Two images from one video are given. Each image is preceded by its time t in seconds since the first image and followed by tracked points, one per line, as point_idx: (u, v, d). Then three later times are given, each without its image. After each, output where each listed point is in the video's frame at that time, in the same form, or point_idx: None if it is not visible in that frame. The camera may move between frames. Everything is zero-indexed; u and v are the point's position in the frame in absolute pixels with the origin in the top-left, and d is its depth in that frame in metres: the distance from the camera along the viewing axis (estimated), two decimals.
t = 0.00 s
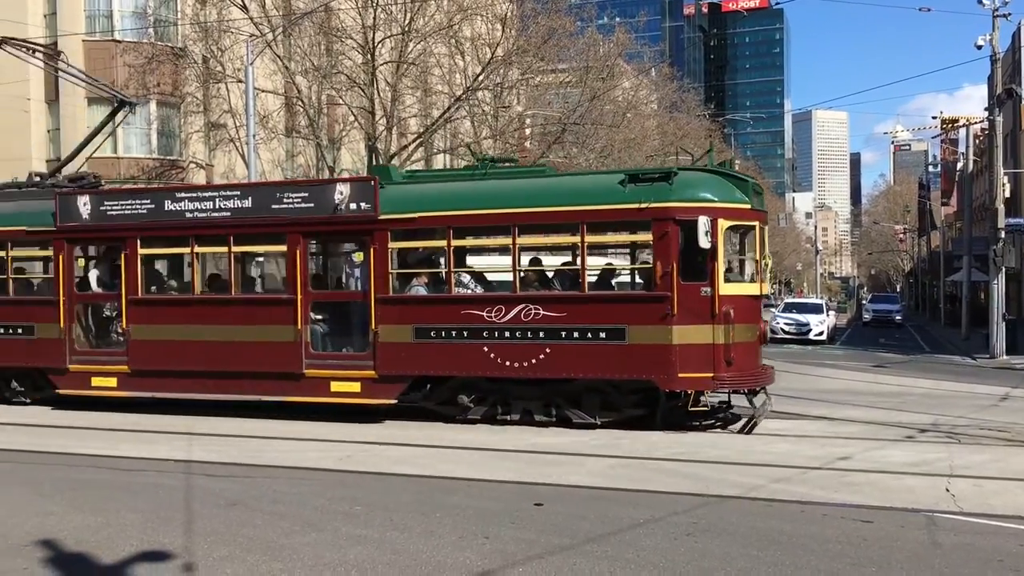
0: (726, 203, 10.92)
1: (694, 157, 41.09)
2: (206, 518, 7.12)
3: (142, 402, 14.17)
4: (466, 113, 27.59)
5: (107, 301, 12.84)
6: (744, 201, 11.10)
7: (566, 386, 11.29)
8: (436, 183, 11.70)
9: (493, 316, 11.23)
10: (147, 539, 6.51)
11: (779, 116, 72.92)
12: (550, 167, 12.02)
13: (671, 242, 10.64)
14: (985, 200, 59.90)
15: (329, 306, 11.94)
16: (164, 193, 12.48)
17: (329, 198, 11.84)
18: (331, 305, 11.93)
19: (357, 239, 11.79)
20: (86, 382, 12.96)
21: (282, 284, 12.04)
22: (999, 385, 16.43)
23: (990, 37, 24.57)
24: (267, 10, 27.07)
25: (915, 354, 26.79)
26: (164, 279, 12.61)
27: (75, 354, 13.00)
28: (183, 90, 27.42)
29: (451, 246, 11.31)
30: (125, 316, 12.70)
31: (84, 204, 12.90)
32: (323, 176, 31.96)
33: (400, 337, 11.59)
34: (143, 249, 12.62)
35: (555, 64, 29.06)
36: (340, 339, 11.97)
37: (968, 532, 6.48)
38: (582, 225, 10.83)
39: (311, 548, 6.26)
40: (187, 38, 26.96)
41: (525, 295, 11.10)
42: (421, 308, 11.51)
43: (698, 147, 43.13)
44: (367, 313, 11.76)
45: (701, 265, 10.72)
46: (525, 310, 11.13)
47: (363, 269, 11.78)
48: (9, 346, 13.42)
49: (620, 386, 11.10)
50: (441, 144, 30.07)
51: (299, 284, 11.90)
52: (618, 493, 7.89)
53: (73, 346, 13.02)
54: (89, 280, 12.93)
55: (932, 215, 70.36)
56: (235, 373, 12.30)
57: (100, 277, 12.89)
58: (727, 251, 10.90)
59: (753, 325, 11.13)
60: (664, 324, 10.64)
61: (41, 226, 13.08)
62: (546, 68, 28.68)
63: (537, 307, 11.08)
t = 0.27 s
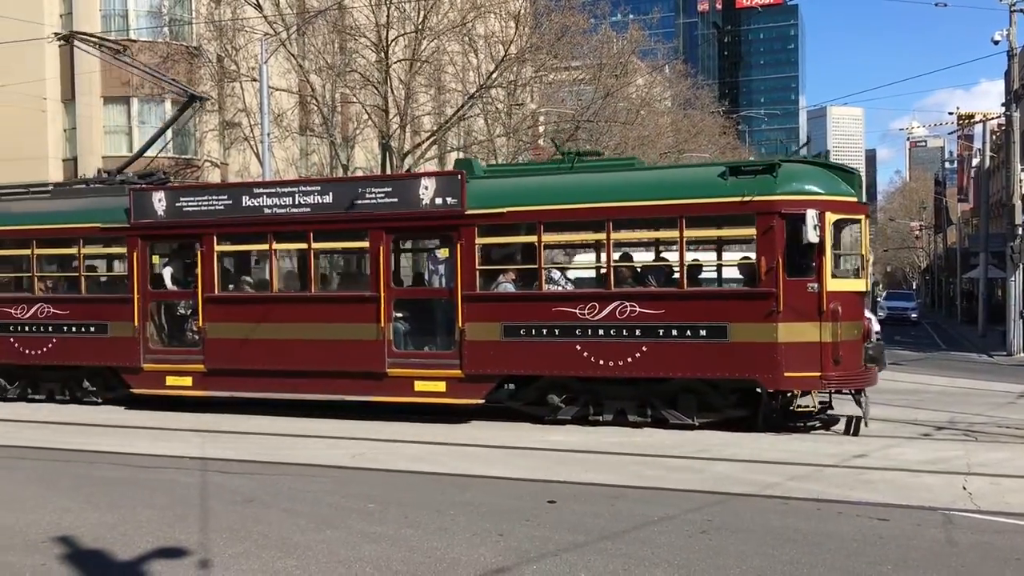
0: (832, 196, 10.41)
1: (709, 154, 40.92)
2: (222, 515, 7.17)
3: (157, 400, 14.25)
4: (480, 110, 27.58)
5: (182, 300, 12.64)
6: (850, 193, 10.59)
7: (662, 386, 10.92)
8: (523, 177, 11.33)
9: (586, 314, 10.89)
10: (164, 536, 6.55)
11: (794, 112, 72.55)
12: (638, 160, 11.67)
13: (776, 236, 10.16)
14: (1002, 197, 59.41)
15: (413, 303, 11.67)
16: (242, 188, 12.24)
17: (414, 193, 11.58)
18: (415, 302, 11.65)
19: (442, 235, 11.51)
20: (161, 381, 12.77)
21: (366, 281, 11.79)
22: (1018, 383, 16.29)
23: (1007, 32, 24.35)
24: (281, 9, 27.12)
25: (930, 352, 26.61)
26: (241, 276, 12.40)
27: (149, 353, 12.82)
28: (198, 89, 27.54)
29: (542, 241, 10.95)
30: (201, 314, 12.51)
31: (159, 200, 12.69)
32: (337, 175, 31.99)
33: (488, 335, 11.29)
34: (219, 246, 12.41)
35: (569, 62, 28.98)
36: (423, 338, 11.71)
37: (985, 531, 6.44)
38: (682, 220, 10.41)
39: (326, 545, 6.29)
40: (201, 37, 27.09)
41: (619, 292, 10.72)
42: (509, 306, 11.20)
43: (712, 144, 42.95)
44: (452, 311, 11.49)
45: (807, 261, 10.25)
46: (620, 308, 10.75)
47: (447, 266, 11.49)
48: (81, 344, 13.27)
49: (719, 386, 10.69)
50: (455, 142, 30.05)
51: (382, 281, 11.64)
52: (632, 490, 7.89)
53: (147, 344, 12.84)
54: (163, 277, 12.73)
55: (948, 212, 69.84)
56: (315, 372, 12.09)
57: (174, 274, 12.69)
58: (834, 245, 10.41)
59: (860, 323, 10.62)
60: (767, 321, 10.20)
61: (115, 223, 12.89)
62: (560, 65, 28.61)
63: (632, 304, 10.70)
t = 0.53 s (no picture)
0: (945, 187, 9.97)
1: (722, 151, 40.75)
2: (237, 511, 7.20)
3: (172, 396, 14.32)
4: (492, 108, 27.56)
5: (256, 296, 12.49)
6: (964, 184, 10.13)
7: (763, 387, 10.51)
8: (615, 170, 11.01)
9: (684, 311, 10.52)
10: (179, 532, 6.58)
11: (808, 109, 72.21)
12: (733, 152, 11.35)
13: (890, 229, 9.73)
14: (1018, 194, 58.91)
15: (497, 299, 11.41)
16: (321, 184, 12.05)
17: (500, 187, 11.27)
18: (500, 299, 11.38)
19: (529, 230, 11.22)
20: (234, 380, 12.60)
21: (452, 278, 11.52)
22: None
23: None
24: (294, 7, 27.17)
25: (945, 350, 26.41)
26: (319, 273, 12.22)
27: (224, 351, 12.66)
28: (212, 87, 27.68)
29: (635, 236, 10.64)
30: (280, 311, 12.30)
31: (236, 195, 12.52)
32: (350, 172, 32.06)
33: (579, 333, 10.97)
34: (297, 242, 12.23)
35: (582, 59, 28.91)
36: (507, 336, 11.44)
37: (1002, 529, 6.39)
38: (785, 214, 10.02)
39: (340, 542, 6.30)
40: (216, 36, 27.18)
41: (719, 289, 10.33)
42: (601, 303, 10.89)
43: (726, 141, 42.78)
44: (538, 308, 11.21)
45: (921, 255, 9.83)
46: (720, 305, 10.37)
47: (536, 262, 11.22)
48: (154, 342, 13.06)
49: (824, 386, 10.26)
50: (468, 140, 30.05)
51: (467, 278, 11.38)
52: (646, 488, 7.87)
53: (222, 342, 12.68)
54: (237, 275, 12.58)
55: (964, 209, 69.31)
56: (394, 371, 11.85)
57: (248, 271, 12.52)
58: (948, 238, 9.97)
59: (971, 321, 10.17)
60: (880, 318, 9.74)
61: (188, 219, 12.72)
62: (573, 62, 28.54)
63: (733, 301, 10.31)
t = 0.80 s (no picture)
0: None
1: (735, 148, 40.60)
2: (251, 508, 7.23)
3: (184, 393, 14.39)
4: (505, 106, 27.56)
5: (332, 293, 12.06)
6: None
7: (872, 388, 9.96)
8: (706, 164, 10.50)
9: (789, 310, 9.98)
10: (192, 528, 6.61)
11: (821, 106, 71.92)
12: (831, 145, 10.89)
13: (1012, 224, 9.09)
14: None
15: (587, 298, 10.91)
16: (402, 178, 11.60)
17: (593, 181, 10.82)
18: (591, 297, 10.88)
19: (622, 226, 10.75)
20: (310, 379, 12.14)
21: (540, 275, 11.04)
22: None
23: None
24: (307, 6, 27.26)
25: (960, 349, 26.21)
26: (398, 271, 11.77)
27: (299, 350, 12.20)
28: (225, 86, 27.88)
29: (735, 231, 10.13)
30: (358, 310, 11.87)
31: (311, 190, 12.08)
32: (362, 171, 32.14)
33: (675, 332, 10.46)
34: (376, 238, 11.79)
35: (594, 56, 28.85)
36: (596, 336, 10.94)
37: (1017, 529, 6.35)
38: (897, 207, 9.47)
39: (352, 539, 6.32)
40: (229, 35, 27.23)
41: (826, 286, 9.81)
42: (699, 301, 10.38)
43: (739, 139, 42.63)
44: (632, 307, 10.73)
45: None
46: (828, 303, 9.83)
47: (628, 258, 10.74)
48: (227, 341, 12.59)
49: (938, 388, 9.69)
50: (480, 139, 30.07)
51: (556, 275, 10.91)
52: (658, 486, 7.86)
53: (297, 341, 12.21)
54: (313, 272, 12.16)
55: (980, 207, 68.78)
56: (479, 371, 11.37)
57: (324, 269, 12.13)
58: None
59: None
60: (1002, 317, 9.14)
61: (261, 215, 12.26)
62: (585, 60, 28.51)
63: (842, 299, 9.77)
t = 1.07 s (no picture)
0: None
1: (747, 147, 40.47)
2: (263, 507, 7.25)
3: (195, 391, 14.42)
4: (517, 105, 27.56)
5: (411, 293, 11.47)
6: None
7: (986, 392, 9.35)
8: (812, 156, 9.86)
9: (901, 310, 9.32)
10: (204, 527, 6.63)
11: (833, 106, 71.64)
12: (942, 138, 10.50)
13: None
14: None
15: (680, 298, 10.25)
16: (484, 173, 10.98)
17: (690, 176, 10.12)
18: (688, 297, 10.21)
19: (721, 222, 10.06)
20: (387, 382, 11.56)
21: (630, 273, 10.41)
22: None
23: None
24: (319, 6, 27.34)
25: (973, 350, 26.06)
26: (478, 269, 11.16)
27: (376, 351, 11.62)
28: (238, 85, 28.09)
29: (842, 228, 9.51)
30: (435, 310, 11.28)
31: (389, 186, 11.46)
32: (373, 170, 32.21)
33: (777, 333, 9.81)
34: (456, 236, 11.18)
35: (606, 55, 28.83)
36: (690, 337, 10.27)
37: None
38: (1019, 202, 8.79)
39: (363, 538, 6.33)
40: (242, 34, 27.22)
41: (939, 286, 9.14)
42: (805, 301, 9.72)
43: (751, 139, 42.51)
44: (731, 307, 10.05)
45: None
46: (942, 303, 9.17)
47: (722, 257, 10.08)
48: (300, 342, 12.02)
49: None
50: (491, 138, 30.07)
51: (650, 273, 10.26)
52: (668, 486, 7.84)
53: (373, 343, 11.64)
54: (390, 270, 11.57)
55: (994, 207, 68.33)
56: (567, 373, 10.72)
57: (400, 267, 11.54)
58: None
59: None
60: None
61: (338, 212, 11.68)
62: (597, 59, 28.49)
63: (959, 299, 9.09)
